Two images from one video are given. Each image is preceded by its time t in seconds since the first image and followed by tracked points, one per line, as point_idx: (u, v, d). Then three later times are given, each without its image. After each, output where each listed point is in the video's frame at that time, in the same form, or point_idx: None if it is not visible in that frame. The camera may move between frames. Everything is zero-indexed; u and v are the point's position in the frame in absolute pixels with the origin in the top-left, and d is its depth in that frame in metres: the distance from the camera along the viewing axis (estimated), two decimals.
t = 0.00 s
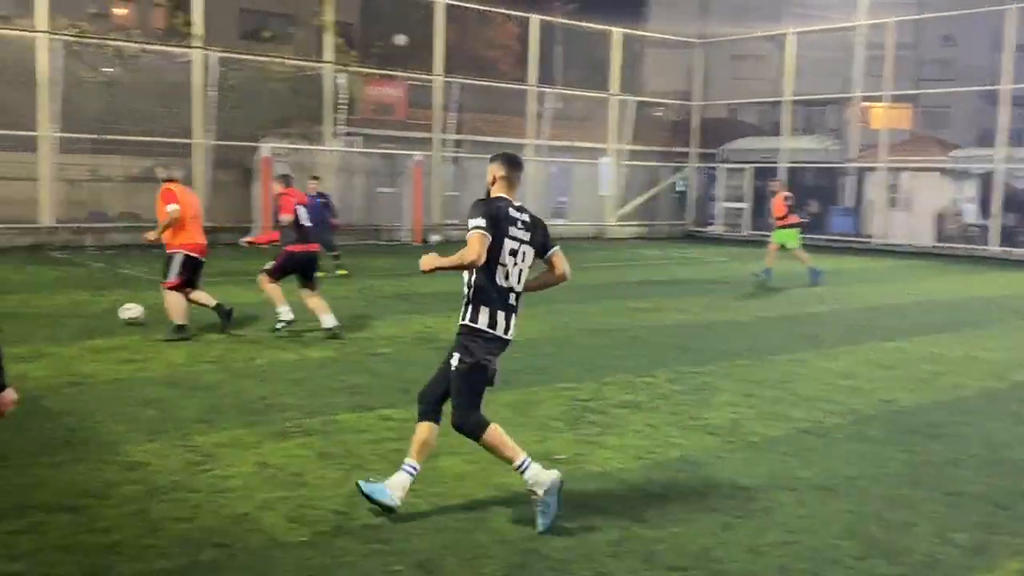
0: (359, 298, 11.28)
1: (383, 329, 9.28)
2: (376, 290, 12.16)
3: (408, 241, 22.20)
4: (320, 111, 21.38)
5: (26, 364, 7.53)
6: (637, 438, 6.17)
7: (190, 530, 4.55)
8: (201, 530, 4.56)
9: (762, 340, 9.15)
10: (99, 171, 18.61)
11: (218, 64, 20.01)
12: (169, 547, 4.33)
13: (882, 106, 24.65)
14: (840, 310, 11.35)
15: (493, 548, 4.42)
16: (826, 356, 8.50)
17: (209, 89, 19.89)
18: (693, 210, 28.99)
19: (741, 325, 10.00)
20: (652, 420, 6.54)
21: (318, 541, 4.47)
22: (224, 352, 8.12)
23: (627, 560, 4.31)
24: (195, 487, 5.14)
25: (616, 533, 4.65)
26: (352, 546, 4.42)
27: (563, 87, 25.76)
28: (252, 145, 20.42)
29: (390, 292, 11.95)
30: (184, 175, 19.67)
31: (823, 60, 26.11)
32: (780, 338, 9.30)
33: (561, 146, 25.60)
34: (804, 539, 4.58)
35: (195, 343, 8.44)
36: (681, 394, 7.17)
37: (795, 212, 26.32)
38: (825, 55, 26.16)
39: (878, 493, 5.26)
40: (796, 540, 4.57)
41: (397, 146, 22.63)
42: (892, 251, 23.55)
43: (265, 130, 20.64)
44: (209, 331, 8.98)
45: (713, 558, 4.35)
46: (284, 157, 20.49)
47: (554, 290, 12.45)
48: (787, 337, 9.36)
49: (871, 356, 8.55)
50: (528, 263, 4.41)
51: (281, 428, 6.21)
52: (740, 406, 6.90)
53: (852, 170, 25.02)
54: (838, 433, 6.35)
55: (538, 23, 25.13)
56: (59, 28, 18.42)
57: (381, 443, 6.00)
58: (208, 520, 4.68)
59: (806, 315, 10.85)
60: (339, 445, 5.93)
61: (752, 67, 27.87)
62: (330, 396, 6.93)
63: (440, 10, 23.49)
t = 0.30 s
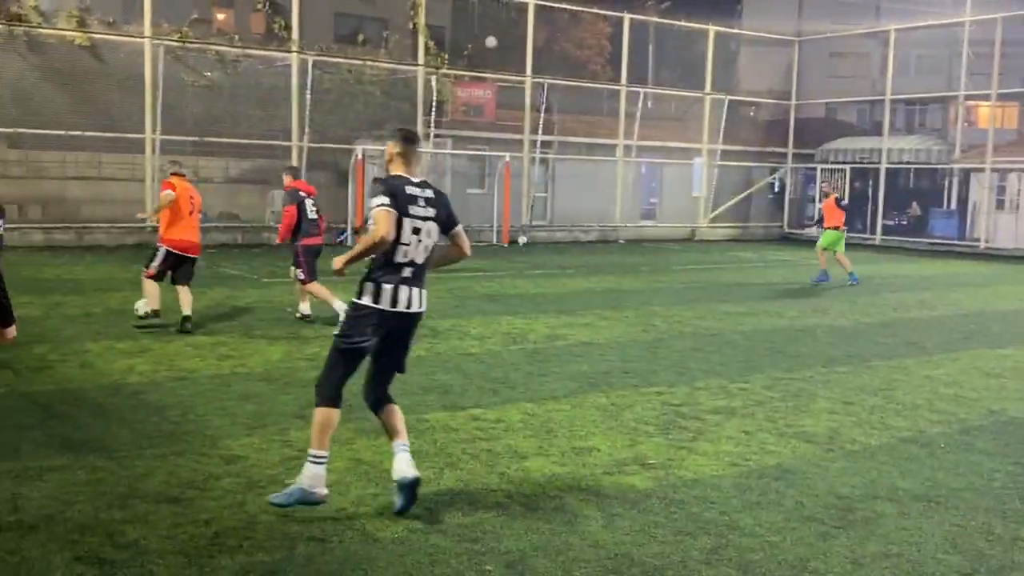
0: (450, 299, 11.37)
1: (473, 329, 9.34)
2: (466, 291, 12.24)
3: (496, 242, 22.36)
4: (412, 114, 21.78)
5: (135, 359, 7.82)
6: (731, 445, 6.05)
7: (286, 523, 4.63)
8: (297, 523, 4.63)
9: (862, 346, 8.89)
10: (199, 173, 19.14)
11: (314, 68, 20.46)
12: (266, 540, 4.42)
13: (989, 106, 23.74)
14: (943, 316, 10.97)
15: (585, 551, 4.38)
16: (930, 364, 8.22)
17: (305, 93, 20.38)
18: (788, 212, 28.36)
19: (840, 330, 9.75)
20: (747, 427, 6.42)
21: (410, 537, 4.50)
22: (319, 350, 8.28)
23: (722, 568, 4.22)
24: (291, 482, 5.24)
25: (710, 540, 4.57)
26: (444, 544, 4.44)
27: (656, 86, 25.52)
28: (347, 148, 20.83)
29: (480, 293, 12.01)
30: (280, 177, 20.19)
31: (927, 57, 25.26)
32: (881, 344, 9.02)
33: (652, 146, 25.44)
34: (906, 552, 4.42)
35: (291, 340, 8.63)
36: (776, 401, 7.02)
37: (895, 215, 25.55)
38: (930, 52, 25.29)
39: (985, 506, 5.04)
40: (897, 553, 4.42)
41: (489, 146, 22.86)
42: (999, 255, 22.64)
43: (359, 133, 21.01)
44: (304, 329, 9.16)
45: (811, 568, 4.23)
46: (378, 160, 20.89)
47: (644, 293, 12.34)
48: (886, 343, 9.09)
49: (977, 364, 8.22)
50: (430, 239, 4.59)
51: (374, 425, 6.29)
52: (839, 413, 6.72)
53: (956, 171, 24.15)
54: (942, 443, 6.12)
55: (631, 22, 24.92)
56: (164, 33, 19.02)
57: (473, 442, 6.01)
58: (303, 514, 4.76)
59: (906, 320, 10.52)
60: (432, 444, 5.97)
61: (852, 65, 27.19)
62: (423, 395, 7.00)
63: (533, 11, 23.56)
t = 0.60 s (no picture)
0: (493, 299, 11.40)
1: (515, 329, 9.37)
2: (509, 291, 12.27)
3: (539, 242, 22.41)
4: (457, 114, 21.84)
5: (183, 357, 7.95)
6: (776, 448, 6.01)
7: (332, 520, 4.68)
8: (341, 521, 4.68)
9: (910, 350, 8.77)
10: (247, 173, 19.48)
11: (359, 69, 20.63)
12: (311, 536, 4.48)
13: None
14: (994, 319, 10.77)
15: (628, 552, 4.38)
16: (980, 367, 8.08)
17: (350, 94, 20.60)
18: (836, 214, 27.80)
19: (887, 333, 9.62)
20: (793, 429, 6.37)
21: (454, 536, 4.53)
22: (363, 348, 8.37)
23: (766, 572, 4.20)
24: (337, 479, 5.30)
25: (754, 543, 4.54)
26: (487, 542, 4.47)
27: (701, 86, 25.31)
28: (391, 148, 21.01)
29: (523, 293, 12.04)
30: (326, 177, 20.42)
31: (978, 56, 24.78)
32: (931, 348, 8.88)
33: (697, 146, 25.27)
34: (955, 558, 4.36)
35: (336, 338, 8.73)
36: (823, 404, 6.95)
37: (946, 216, 25.11)
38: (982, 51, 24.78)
39: None
40: (946, 559, 4.36)
41: (532, 146, 22.90)
42: None
43: (403, 133, 21.19)
44: (348, 327, 9.26)
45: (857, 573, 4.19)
46: (421, 160, 21.21)
47: (688, 294, 12.27)
48: (936, 346, 8.95)
49: None
50: (312, 246, 4.69)
51: (419, 424, 6.34)
52: (886, 417, 6.63)
53: (1009, 171, 23.66)
54: (992, 448, 6.02)
55: (676, 22, 24.75)
56: (213, 36, 19.34)
57: (516, 442, 6.05)
58: (348, 511, 4.81)
59: (956, 323, 10.35)
60: (476, 443, 6.01)
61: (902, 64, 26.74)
62: (466, 394, 7.04)
63: (578, 12, 23.48)
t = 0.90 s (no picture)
0: (505, 299, 11.41)
1: (527, 330, 9.37)
2: (522, 291, 12.28)
3: (552, 243, 22.45)
4: (469, 115, 21.86)
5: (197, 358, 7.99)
6: (789, 449, 5.99)
7: (344, 520, 4.70)
8: (354, 521, 4.70)
9: (925, 351, 8.73)
10: (261, 174, 19.55)
11: (372, 70, 20.67)
12: (323, 536, 4.49)
13: None
14: (1008, 320, 10.72)
15: (641, 554, 4.38)
16: (996, 369, 8.03)
17: (363, 96, 20.65)
18: (849, 214, 28.04)
19: (901, 334, 9.58)
20: (806, 431, 6.34)
21: (466, 536, 4.54)
22: (375, 349, 8.40)
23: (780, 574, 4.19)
24: (349, 479, 5.32)
25: (767, 545, 4.53)
26: (499, 543, 4.47)
27: (714, 87, 25.20)
28: (404, 149, 21.07)
29: (535, 294, 12.05)
30: (339, 177, 20.50)
31: (992, 56, 24.62)
32: (946, 349, 8.84)
33: (710, 147, 25.22)
34: (970, 561, 4.34)
35: (348, 339, 8.76)
36: (836, 405, 6.92)
37: (960, 217, 25.01)
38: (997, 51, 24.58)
39: None
40: (961, 561, 4.34)
41: (545, 147, 22.96)
42: None
43: (416, 134, 21.23)
44: (361, 328, 9.28)
45: None
46: (434, 161, 21.23)
47: (701, 295, 12.25)
48: (949, 347, 8.91)
49: None
50: (239, 221, 5.26)
51: (431, 424, 6.35)
52: (900, 419, 6.60)
53: None
54: (1007, 450, 5.98)
55: (689, 22, 24.66)
56: (227, 37, 19.50)
57: (529, 443, 6.05)
58: (361, 511, 4.83)
59: (971, 324, 10.30)
60: (488, 444, 6.01)
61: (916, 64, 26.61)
62: (478, 395, 7.05)
63: (591, 12, 23.45)
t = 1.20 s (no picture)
0: (508, 300, 11.41)
1: (530, 331, 9.38)
2: (524, 292, 12.29)
3: (554, 243, 22.48)
4: (472, 116, 21.91)
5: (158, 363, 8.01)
6: (790, 450, 5.99)
7: (346, 521, 4.71)
8: (355, 522, 4.71)
9: (927, 352, 8.72)
10: (264, 175, 19.64)
11: (375, 71, 20.70)
12: (325, 538, 4.50)
13: None
14: (1009, 321, 10.72)
15: (642, 555, 4.39)
16: (998, 370, 8.01)
17: (366, 97, 20.68)
18: (852, 214, 28.00)
19: (903, 335, 9.57)
20: (808, 432, 6.34)
21: (468, 537, 4.55)
22: (378, 349, 8.42)
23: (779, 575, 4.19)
24: (351, 480, 5.33)
25: (767, 546, 4.53)
26: (500, 544, 4.48)
27: (717, 88, 25.18)
28: (407, 150, 21.11)
29: (538, 294, 12.07)
30: (342, 178, 20.55)
31: (997, 56, 24.43)
32: (949, 350, 8.82)
33: (713, 148, 25.22)
34: (971, 562, 4.33)
35: (351, 340, 8.78)
36: (838, 406, 6.93)
37: (963, 218, 25.01)
38: (1002, 51, 24.39)
39: None
40: (961, 562, 4.33)
41: (549, 148, 23.03)
42: None
43: (419, 135, 21.27)
44: (364, 329, 9.30)
45: None
46: (437, 162, 21.22)
47: (701, 296, 12.28)
48: (951, 348, 8.90)
49: None
50: (183, 219, 5.67)
51: (432, 425, 6.36)
52: (902, 420, 6.59)
53: None
54: (1009, 451, 5.97)
55: (692, 23, 24.62)
56: (230, 38, 19.53)
57: (531, 443, 6.06)
58: (362, 512, 4.84)
59: (972, 325, 10.29)
60: (489, 444, 6.02)
61: (919, 65, 26.57)
62: (480, 395, 7.07)
63: (593, 13, 23.45)
